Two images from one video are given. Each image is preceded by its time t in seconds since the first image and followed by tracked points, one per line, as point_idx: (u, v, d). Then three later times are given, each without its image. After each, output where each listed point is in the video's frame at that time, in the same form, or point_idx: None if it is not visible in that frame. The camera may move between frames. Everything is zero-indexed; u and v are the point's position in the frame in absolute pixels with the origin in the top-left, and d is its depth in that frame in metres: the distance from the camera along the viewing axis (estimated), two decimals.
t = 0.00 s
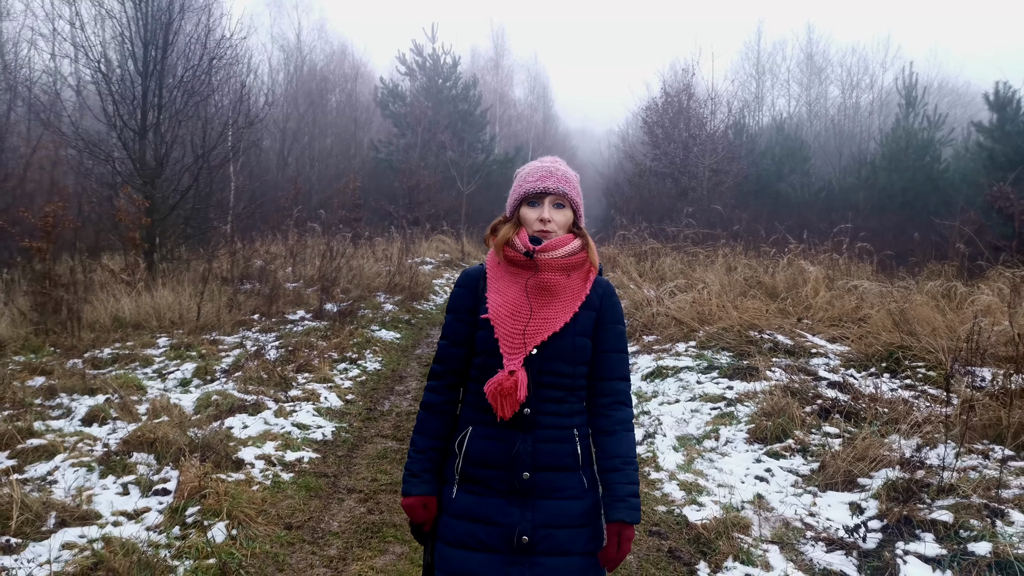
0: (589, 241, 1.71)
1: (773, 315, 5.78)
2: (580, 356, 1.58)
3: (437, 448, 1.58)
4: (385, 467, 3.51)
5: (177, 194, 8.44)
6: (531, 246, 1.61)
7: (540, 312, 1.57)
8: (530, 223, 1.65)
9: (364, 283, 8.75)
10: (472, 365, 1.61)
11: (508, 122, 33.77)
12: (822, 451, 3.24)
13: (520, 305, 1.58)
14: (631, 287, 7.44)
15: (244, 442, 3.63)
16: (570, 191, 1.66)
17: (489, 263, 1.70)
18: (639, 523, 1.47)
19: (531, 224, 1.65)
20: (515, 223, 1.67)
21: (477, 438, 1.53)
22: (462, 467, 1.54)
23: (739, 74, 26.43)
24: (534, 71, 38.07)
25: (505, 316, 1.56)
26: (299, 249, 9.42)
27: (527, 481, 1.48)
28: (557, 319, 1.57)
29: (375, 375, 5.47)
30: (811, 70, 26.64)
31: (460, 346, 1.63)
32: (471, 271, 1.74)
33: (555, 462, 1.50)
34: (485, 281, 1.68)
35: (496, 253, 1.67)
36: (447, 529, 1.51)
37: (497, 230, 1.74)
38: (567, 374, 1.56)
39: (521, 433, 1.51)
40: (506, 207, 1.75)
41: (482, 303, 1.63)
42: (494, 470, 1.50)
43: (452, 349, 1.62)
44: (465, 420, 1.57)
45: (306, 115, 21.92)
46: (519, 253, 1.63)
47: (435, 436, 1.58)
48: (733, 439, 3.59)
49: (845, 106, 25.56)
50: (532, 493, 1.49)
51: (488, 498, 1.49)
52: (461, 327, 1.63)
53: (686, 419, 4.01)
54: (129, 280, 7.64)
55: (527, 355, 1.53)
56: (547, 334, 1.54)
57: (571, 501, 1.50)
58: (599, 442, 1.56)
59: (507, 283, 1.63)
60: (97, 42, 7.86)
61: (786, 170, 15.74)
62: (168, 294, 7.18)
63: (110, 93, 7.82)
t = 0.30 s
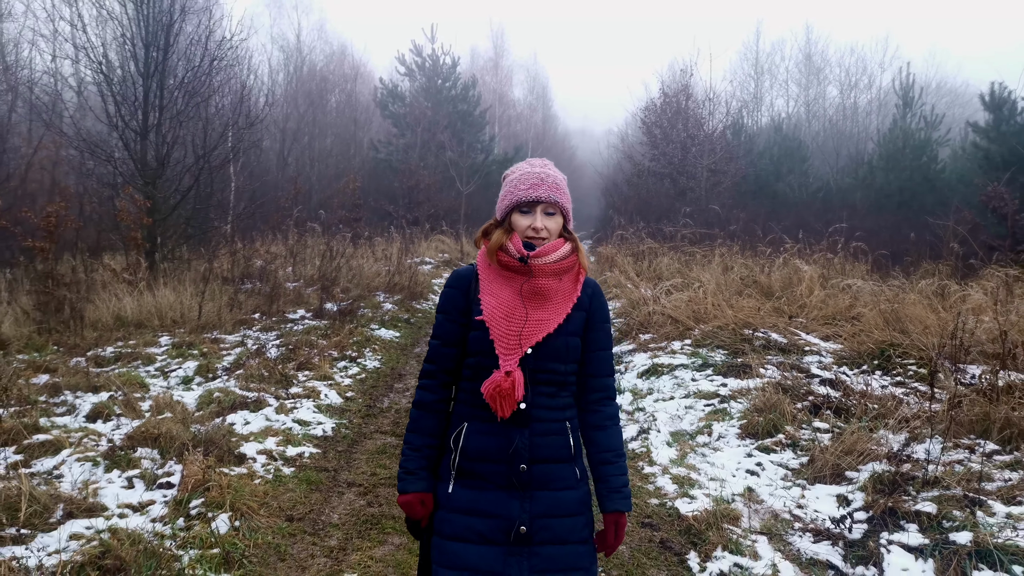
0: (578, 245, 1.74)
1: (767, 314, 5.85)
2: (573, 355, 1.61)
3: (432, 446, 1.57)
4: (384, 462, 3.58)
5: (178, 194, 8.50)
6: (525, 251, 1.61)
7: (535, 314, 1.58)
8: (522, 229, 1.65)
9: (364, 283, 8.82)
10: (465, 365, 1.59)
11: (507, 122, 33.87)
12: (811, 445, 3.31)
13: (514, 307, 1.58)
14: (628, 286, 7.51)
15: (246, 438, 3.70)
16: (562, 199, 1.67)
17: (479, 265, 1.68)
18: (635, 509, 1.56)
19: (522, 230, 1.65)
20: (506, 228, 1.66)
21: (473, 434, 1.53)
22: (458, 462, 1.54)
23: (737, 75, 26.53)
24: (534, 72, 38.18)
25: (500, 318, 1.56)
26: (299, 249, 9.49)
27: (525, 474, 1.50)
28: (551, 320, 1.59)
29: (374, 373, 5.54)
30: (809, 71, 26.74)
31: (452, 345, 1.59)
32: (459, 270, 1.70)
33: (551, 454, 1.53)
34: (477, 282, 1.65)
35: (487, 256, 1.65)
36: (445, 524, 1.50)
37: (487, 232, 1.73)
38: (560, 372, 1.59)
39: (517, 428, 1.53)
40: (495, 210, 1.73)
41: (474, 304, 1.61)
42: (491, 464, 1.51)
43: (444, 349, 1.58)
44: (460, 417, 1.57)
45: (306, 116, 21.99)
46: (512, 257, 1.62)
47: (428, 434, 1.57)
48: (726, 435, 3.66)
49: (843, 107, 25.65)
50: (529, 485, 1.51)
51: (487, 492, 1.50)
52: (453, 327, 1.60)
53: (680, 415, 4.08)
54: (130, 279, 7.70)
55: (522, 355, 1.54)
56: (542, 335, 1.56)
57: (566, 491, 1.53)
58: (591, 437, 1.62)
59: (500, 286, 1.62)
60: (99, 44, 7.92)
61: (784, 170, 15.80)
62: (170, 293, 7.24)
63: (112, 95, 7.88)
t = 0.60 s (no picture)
0: (566, 239, 1.80)
1: (761, 312, 5.93)
2: (559, 348, 1.69)
3: (424, 431, 1.65)
4: (383, 456, 3.66)
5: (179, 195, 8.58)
6: (515, 247, 1.68)
7: (524, 309, 1.64)
8: (510, 225, 1.72)
9: (364, 282, 8.90)
10: (458, 355, 1.67)
11: (507, 123, 33.95)
12: (800, 439, 3.40)
13: (505, 302, 1.64)
14: (625, 286, 7.59)
15: (248, 432, 3.78)
16: (547, 193, 1.74)
17: (472, 260, 1.74)
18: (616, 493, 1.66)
19: (511, 226, 1.72)
20: (495, 224, 1.73)
21: (464, 420, 1.62)
22: (449, 446, 1.62)
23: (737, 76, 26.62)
24: (533, 72, 38.30)
25: (491, 313, 1.62)
26: (300, 249, 9.57)
27: (512, 458, 1.60)
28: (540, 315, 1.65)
29: (374, 370, 5.61)
30: (808, 71, 26.82)
31: (446, 337, 1.66)
32: (452, 264, 1.77)
33: (537, 441, 1.62)
34: (469, 276, 1.72)
35: (478, 252, 1.72)
36: (436, 504, 1.59)
37: (479, 228, 1.79)
38: (548, 364, 1.67)
39: (505, 416, 1.61)
40: (485, 206, 1.79)
41: (466, 298, 1.68)
42: (480, 449, 1.61)
43: (437, 340, 1.66)
44: (452, 403, 1.65)
45: (306, 116, 22.07)
46: (502, 253, 1.69)
47: (422, 420, 1.65)
48: (717, 429, 3.75)
49: (842, 107, 25.74)
50: (515, 470, 1.60)
51: (476, 474, 1.60)
52: (446, 320, 1.66)
53: (673, 411, 4.17)
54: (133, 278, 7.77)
55: (512, 349, 1.62)
56: (531, 330, 1.62)
57: (551, 476, 1.62)
58: (578, 424, 1.71)
59: (491, 281, 1.69)
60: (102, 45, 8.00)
61: (783, 170, 15.88)
62: (172, 292, 7.32)
63: (115, 96, 7.95)
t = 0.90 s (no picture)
0: (558, 237, 1.82)
1: (757, 312, 6.00)
2: (549, 347, 1.73)
3: (420, 428, 1.74)
4: (383, 452, 3.73)
5: (180, 195, 8.63)
6: (503, 246, 1.72)
7: (512, 308, 1.69)
8: (500, 222, 1.76)
9: (364, 282, 8.96)
10: (453, 354, 1.74)
11: (507, 122, 34.01)
12: (792, 435, 3.47)
13: (493, 302, 1.69)
14: (623, 286, 7.65)
15: (251, 429, 3.85)
16: (536, 189, 1.78)
17: (466, 259, 1.80)
18: (602, 497, 1.72)
19: (501, 223, 1.76)
20: (487, 223, 1.79)
21: (456, 420, 1.69)
22: (441, 444, 1.70)
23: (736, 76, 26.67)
24: (533, 72, 38.39)
25: (480, 312, 1.68)
26: (300, 249, 9.64)
27: (500, 458, 1.66)
28: (528, 315, 1.69)
29: (374, 369, 5.68)
30: (807, 72, 26.86)
31: (440, 336, 1.74)
32: (448, 264, 1.84)
33: (525, 441, 1.67)
34: (463, 276, 1.78)
35: (471, 251, 1.77)
36: (427, 499, 1.68)
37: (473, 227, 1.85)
38: (537, 363, 1.71)
39: (495, 416, 1.67)
40: (479, 207, 1.85)
41: (459, 298, 1.75)
42: (469, 448, 1.67)
43: (433, 338, 1.74)
44: (446, 401, 1.72)
45: (306, 116, 22.14)
46: (492, 252, 1.73)
47: (418, 417, 1.74)
48: (711, 426, 3.82)
49: (841, 107, 25.79)
50: (504, 469, 1.67)
51: (465, 472, 1.67)
52: (440, 319, 1.74)
53: (669, 408, 4.24)
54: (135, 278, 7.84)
55: (501, 348, 1.67)
56: (519, 329, 1.67)
57: (538, 476, 1.68)
58: (569, 425, 1.76)
59: (482, 280, 1.74)
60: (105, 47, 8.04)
61: (781, 170, 15.93)
62: (173, 292, 7.38)
63: (117, 97, 8.00)
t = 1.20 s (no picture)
0: (550, 241, 1.87)
1: (754, 310, 6.06)
2: (549, 351, 1.74)
3: (420, 441, 1.76)
4: (384, 447, 3.80)
5: (182, 196, 8.69)
6: (497, 252, 1.76)
7: (509, 312, 1.72)
8: (493, 228, 1.81)
9: (364, 281, 9.02)
10: (451, 363, 1.77)
11: (507, 122, 34.08)
12: (785, 431, 3.54)
13: (489, 308, 1.73)
14: (621, 285, 7.72)
15: (253, 425, 3.91)
16: (528, 195, 1.83)
17: (460, 267, 1.85)
18: (601, 500, 1.64)
19: (494, 230, 1.81)
20: (480, 230, 1.83)
21: (461, 431, 1.71)
22: (446, 457, 1.72)
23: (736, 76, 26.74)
24: (532, 71, 38.46)
25: (477, 318, 1.72)
26: (301, 249, 9.70)
27: (508, 469, 1.67)
28: (525, 319, 1.72)
29: (374, 367, 5.75)
30: (807, 72, 26.92)
31: (436, 345, 1.78)
32: (442, 274, 1.88)
33: (531, 450, 1.69)
34: (457, 285, 1.82)
35: (464, 259, 1.83)
36: (433, 514, 1.69)
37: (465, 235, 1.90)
38: (537, 368, 1.72)
39: (500, 425, 1.69)
40: (471, 214, 1.91)
41: (454, 307, 1.79)
42: (476, 460, 1.69)
43: (429, 349, 1.78)
44: (447, 412, 1.75)
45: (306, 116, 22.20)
46: (485, 258, 1.78)
47: (418, 431, 1.77)
48: (706, 422, 3.88)
49: (840, 107, 25.87)
50: (511, 479, 1.68)
51: (473, 485, 1.68)
52: (435, 330, 1.79)
53: (665, 405, 4.30)
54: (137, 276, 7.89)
55: (500, 354, 1.70)
56: (517, 333, 1.69)
57: (546, 485, 1.69)
58: (567, 427, 1.73)
59: (476, 287, 1.78)
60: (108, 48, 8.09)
61: (780, 170, 15.99)
62: (175, 291, 7.44)
63: (119, 98, 8.05)
